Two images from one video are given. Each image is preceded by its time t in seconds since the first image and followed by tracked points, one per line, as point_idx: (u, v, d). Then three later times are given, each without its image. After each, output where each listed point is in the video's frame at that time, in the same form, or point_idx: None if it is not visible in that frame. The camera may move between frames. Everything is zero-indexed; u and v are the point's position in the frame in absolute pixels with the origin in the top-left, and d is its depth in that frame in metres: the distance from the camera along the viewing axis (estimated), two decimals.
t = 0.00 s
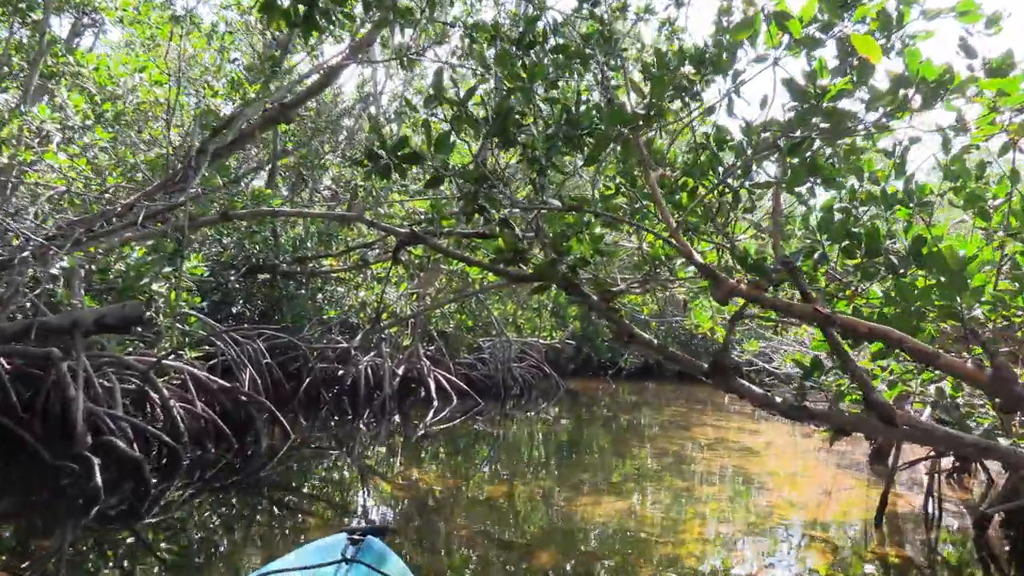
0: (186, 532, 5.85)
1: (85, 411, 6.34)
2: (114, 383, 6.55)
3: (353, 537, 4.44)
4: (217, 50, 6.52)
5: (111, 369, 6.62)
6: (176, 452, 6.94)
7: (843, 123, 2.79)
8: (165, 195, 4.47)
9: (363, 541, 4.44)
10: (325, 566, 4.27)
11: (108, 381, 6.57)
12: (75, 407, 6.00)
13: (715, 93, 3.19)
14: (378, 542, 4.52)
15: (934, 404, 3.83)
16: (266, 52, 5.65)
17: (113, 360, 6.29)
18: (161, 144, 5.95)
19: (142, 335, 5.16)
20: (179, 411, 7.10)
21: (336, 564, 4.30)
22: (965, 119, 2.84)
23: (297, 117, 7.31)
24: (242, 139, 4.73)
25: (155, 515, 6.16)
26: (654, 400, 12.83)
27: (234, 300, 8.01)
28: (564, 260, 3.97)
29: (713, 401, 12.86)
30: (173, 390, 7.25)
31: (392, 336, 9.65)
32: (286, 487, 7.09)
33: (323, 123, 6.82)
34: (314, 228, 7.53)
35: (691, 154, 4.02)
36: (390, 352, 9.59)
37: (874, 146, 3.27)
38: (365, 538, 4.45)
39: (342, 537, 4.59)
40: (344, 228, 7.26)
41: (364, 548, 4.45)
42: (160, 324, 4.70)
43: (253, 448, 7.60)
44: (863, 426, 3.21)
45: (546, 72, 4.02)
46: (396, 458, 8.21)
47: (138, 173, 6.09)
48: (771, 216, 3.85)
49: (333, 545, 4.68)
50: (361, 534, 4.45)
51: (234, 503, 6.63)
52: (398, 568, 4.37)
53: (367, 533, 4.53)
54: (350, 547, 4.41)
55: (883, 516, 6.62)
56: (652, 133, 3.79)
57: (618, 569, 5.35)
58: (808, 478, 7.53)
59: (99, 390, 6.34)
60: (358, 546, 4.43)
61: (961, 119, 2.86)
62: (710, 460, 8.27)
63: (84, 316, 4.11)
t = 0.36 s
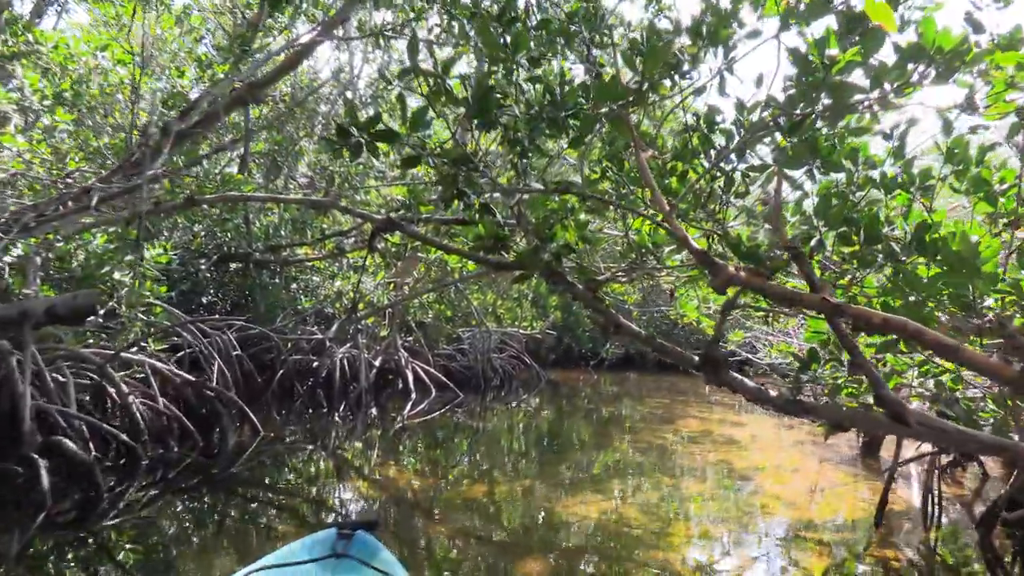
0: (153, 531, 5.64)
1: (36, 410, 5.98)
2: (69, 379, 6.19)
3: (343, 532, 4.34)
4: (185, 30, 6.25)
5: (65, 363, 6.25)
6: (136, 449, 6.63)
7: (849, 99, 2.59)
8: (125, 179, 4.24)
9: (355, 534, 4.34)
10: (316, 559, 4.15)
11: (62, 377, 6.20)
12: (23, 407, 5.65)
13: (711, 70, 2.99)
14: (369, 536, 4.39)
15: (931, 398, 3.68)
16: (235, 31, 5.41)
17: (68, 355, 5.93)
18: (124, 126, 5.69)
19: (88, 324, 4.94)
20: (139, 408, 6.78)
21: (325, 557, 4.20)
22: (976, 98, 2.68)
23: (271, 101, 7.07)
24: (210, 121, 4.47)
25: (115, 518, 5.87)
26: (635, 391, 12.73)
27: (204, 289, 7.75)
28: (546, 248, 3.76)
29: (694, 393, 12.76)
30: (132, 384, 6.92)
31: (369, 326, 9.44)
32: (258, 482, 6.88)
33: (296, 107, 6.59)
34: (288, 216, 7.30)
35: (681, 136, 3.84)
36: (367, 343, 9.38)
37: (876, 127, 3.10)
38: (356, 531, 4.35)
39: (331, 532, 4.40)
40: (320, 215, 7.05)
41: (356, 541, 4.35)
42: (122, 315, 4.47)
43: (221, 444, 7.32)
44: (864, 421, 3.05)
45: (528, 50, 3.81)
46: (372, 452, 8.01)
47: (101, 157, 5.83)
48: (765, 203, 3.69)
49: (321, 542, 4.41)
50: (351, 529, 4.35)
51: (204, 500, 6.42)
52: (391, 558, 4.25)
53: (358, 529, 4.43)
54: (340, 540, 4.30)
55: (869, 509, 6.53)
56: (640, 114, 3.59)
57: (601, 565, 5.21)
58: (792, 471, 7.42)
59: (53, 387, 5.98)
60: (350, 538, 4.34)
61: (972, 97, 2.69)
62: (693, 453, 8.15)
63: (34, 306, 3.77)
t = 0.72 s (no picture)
0: (120, 525, 5.44)
1: None
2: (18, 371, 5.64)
3: (335, 522, 4.10)
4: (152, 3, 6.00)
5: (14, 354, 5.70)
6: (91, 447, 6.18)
7: (860, 72, 2.40)
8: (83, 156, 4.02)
9: (347, 523, 4.10)
10: (308, 550, 3.90)
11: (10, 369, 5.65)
12: None
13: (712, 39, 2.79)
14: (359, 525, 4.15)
15: (929, 389, 3.56)
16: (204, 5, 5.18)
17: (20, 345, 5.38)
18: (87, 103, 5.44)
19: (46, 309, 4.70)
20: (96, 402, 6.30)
21: (319, 548, 3.94)
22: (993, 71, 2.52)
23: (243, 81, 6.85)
24: (177, 99, 4.29)
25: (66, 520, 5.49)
26: (614, 379, 12.64)
27: (173, 275, 7.49)
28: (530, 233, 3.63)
29: (675, 382, 12.67)
30: (89, 376, 6.43)
31: (345, 314, 9.22)
32: (231, 473, 6.67)
33: (270, 87, 6.39)
34: (261, 200, 7.09)
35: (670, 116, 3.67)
36: (343, 330, 9.19)
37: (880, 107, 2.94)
38: (349, 521, 4.13)
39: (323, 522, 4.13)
40: (294, 198, 6.84)
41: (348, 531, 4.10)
42: (83, 300, 4.25)
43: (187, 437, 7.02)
44: (866, 415, 2.92)
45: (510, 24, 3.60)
46: (348, 442, 7.83)
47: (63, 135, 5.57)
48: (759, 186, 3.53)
49: (311, 532, 4.11)
50: (343, 518, 4.11)
51: (174, 491, 6.21)
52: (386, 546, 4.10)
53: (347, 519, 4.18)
54: (332, 530, 4.06)
55: (854, 497, 6.45)
56: (629, 94, 3.40)
57: (584, 555, 5.08)
58: (775, 461, 7.33)
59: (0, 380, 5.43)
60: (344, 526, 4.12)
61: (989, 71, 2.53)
62: (675, 443, 8.04)
63: None
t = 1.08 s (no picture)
0: (108, 525, 5.27)
1: None
2: None
3: (348, 518, 4.28)
4: None
5: None
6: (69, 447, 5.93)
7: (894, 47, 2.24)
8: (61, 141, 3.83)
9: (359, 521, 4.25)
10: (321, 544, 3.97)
11: None
12: None
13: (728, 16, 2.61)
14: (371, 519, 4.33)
15: (945, 386, 3.43)
16: None
17: None
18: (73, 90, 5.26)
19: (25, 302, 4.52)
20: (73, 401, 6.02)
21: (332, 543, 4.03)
22: None
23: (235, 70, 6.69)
24: (161, 86, 3.96)
25: (46, 525, 5.20)
26: (612, 374, 12.53)
27: (163, 268, 7.31)
28: (533, 224, 3.46)
29: (673, 378, 12.53)
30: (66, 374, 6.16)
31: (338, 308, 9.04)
32: (223, 470, 6.51)
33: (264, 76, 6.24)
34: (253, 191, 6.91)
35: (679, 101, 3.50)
36: (337, 324, 9.04)
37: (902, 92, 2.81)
38: (359, 518, 4.26)
39: (337, 517, 4.32)
40: (287, 189, 6.66)
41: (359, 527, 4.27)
42: (65, 295, 4.07)
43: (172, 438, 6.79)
44: (889, 416, 2.77)
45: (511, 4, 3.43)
46: (342, 439, 7.66)
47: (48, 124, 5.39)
48: (773, 174, 3.37)
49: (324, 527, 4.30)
50: (355, 515, 4.29)
51: (164, 490, 6.05)
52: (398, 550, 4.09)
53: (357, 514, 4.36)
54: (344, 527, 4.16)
55: (860, 495, 6.33)
56: (636, 78, 3.23)
57: (586, 557, 4.95)
58: (778, 459, 7.19)
59: None
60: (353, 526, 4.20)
61: None
62: (676, 440, 7.90)
63: None
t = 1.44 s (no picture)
0: (113, 529, 5.13)
1: None
2: None
3: (377, 519, 4.10)
4: None
5: None
6: (58, 458, 5.65)
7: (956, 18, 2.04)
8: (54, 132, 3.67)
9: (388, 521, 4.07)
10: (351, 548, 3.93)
11: None
12: None
13: None
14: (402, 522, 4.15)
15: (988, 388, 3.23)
16: None
17: None
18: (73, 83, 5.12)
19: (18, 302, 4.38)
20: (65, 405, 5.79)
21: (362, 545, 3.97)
22: None
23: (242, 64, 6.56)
24: (158, 76, 3.75)
25: (40, 535, 4.94)
26: (625, 373, 12.36)
27: (167, 266, 7.15)
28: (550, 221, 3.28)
29: (689, 377, 12.34)
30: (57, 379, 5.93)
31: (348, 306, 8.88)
32: (231, 472, 6.36)
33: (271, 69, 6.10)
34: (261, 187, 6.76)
35: (707, 90, 3.31)
36: (346, 323, 8.88)
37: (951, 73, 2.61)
38: (390, 519, 4.10)
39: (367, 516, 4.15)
40: (296, 185, 6.51)
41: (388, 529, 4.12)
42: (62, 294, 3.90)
43: (172, 444, 6.50)
44: (937, 421, 2.57)
45: None
46: (353, 440, 7.51)
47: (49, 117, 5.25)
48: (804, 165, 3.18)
49: (355, 528, 4.14)
50: (385, 514, 4.11)
51: (171, 493, 5.90)
52: (430, 556, 3.90)
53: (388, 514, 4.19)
54: (375, 527, 4.08)
55: (887, 497, 6.12)
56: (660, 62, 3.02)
57: (605, 563, 4.77)
58: (801, 462, 6.99)
59: None
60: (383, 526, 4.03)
61: None
62: (694, 443, 7.71)
63: None
